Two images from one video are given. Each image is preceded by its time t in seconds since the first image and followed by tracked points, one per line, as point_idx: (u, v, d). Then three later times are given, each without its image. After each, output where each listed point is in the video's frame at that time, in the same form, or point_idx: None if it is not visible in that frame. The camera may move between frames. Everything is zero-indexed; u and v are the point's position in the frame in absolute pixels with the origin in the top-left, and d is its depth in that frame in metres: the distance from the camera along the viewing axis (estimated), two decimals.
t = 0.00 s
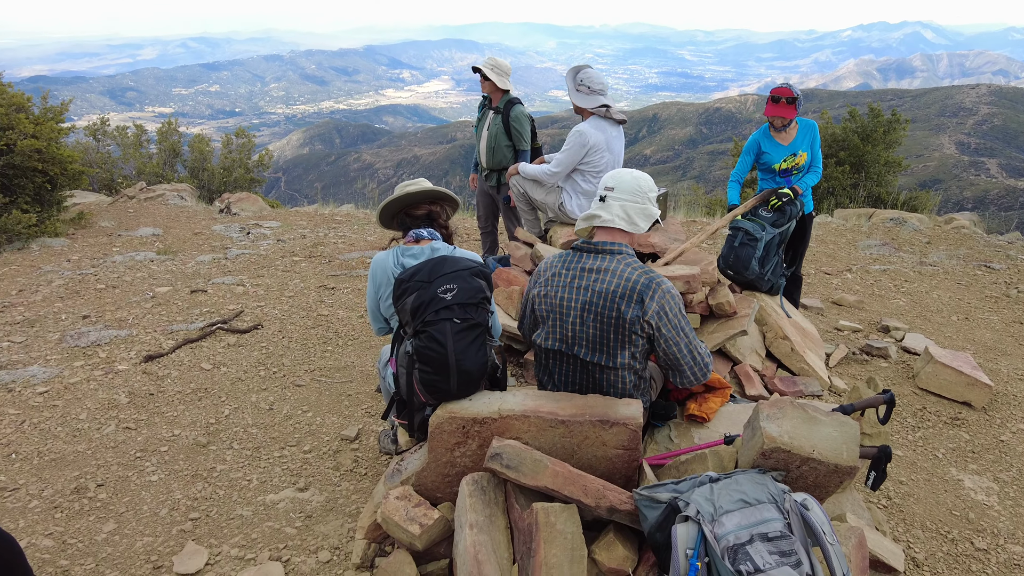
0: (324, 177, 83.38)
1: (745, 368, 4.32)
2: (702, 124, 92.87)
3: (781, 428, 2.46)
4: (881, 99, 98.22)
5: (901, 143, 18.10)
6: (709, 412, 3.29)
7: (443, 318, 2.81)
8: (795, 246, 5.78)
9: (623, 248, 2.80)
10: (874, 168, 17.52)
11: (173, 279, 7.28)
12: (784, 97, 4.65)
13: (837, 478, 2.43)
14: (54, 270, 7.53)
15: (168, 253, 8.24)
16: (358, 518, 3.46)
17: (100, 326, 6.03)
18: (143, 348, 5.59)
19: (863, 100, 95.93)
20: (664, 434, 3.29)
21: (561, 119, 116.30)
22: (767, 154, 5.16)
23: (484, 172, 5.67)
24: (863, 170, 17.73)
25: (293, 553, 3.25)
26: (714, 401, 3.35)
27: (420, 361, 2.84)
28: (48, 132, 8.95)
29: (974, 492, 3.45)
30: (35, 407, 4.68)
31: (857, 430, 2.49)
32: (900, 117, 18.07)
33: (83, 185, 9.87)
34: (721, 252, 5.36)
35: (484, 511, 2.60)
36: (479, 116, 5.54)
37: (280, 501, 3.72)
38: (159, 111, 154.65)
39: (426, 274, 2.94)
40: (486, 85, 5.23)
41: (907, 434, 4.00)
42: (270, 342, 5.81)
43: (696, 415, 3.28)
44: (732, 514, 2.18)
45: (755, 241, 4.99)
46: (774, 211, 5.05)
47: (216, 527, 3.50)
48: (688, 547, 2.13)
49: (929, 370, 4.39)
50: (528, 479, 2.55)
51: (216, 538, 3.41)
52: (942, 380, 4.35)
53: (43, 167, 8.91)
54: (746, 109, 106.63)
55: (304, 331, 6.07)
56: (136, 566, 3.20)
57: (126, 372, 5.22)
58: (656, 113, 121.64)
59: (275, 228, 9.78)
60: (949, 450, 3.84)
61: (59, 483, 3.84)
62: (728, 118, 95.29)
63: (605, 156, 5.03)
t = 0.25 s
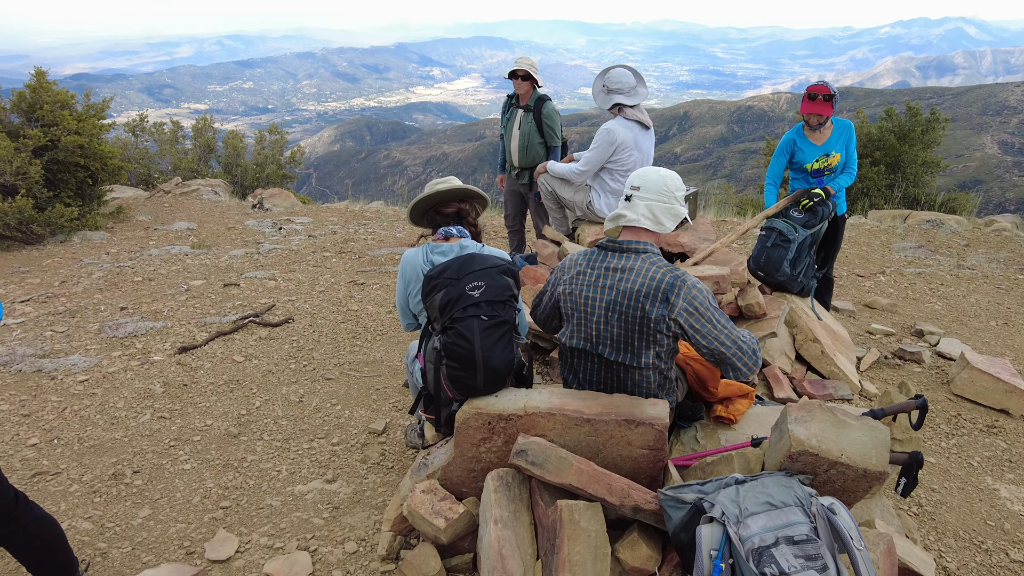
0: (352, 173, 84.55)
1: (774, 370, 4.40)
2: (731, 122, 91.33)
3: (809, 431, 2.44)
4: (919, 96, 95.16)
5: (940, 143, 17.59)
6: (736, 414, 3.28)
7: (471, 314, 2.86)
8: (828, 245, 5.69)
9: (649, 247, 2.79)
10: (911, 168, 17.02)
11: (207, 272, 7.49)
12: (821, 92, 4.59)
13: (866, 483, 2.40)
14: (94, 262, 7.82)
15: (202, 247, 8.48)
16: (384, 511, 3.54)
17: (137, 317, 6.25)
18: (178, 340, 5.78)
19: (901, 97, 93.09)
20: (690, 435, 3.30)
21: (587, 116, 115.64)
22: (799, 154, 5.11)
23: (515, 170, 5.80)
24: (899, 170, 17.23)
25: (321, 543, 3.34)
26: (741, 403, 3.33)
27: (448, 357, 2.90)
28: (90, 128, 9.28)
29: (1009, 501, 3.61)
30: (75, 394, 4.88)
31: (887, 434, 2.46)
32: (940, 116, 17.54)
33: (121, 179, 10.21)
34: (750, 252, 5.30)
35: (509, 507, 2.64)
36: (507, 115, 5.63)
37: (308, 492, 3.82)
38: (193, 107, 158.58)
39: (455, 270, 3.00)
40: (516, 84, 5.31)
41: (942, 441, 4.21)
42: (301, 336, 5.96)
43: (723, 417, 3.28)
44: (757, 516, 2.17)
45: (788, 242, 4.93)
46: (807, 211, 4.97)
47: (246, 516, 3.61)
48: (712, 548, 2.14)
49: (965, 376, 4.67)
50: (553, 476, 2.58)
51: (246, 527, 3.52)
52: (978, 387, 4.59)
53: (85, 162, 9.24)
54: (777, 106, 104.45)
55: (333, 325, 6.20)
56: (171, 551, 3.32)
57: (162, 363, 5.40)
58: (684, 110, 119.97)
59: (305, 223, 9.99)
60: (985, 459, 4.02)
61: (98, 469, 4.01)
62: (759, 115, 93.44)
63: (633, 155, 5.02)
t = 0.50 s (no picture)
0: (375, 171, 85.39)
1: (795, 373, 4.40)
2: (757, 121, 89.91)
3: (828, 434, 2.42)
4: (955, 94, 92.40)
5: (975, 144, 17.10)
6: (755, 416, 3.25)
7: (489, 312, 2.88)
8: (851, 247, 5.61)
9: (669, 249, 2.79)
10: (943, 169, 16.59)
11: (233, 268, 7.66)
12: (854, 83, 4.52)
13: (885, 489, 2.37)
14: (125, 256, 8.05)
15: (228, 243, 8.67)
16: (401, 505, 3.59)
17: (165, 311, 6.42)
18: (203, 333, 5.92)
19: (934, 96, 90.58)
20: (709, 437, 3.25)
21: (610, 115, 114.89)
22: (825, 153, 5.02)
23: (542, 169, 5.87)
24: (931, 171, 16.79)
25: (338, 536, 3.41)
26: (760, 405, 3.29)
27: (467, 355, 2.93)
28: (122, 125, 9.54)
29: None
30: (105, 385, 5.05)
31: (909, 440, 2.41)
32: (975, 116, 17.07)
33: (152, 175, 10.49)
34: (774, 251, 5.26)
35: (523, 504, 2.66)
36: (529, 116, 5.66)
37: (327, 485, 3.90)
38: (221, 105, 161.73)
39: (473, 269, 3.03)
40: (543, 84, 5.37)
41: (969, 449, 4.18)
42: (324, 331, 6.06)
43: (741, 418, 3.26)
44: (772, 519, 2.16)
45: (812, 244, 4.90)
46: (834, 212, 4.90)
47: (266, 507, 3.70)
48: (725, 550, 2.14)
49: (994, 384, 4.64)
50: (567, 474, 2.59)
51: (266, 518, 3.60)
52: (1007, 393, 4.56)
53: (118, 158, 9.51)
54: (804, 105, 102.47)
55: (355, 321, 6.30)
56: (193, 540, 3.42)
57: (188, 355, 5.55)
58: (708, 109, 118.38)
59: (330, 220, 10.15)
60: (1013, 467, 3.98)
61: (125, 458, 4.14)
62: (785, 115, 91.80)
63: (656, 154, 5.00)
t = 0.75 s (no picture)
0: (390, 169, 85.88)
1: (806, 376, 4.41)
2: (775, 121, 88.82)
3: (834, 438, 2.41)
4: (980, 94, 90.36)
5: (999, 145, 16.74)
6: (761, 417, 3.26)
7: (497, 311, 2.91)
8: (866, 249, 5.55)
9: (679, 250, 2.81)
10: (965, 171, 16.27)
11: (249, 264, 7.78)
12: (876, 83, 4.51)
13: (892, 494, 2.36)
14: (144, 252, 8.22)
15: (245, 239, 8.80)
16: (409, 501, 3.64)
17: (182, 306, 6.55)
18: (219, 329, 6.03)
19: (958, 95, 88.75)
20: (716, 438, 3.26)
21: (626, 114, 114.24)
22: (844, 154, 4.96)
23: (562, 168, 5.93)
24: (953, 173, 16.47)
25: (347, 530, 3.46)
26: (766, 408, 3.33)
27: (475, 353, 2.95)
28: (143, 123, 9.73)
29: None
30: (122, 378, 5.17)
31: (915, 445, 2.39)
32: (1000, 116, 16.71)
33: (171, 173, 10.67)
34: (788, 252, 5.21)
35: (528, 502, 2.69)
36: (544, 117, 5.70)
37: (337, 481, 3.96)
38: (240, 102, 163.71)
39: (482, 268, 3.05)
40: (558, 84, 5.45)
41: (983, 455, 4.12)
42: (337, 328, 6.14)
43: (750, 421, 3.24)
44: (776, 522, 2.16)
45: (827, 247, 4.86)
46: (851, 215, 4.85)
47: (276, 501, 3.77)
48: (728, 551, 2.15)
49: (1011, 390, 4.57)
50: (572, 474, 2.62)
51: (277, 512, 3.67)
52: None
53: (138, 155, 9.70)
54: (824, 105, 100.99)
55: (368, 318, 6.37)
56: (205, 531, 3.50)
57: (204, 350, 5.65)
58: (726, 108, 117.14)
59: (345, 218, 10.25)
60: None
61: (140, 451, 4.24)
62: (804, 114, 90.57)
63: (671, 154, 4.98)
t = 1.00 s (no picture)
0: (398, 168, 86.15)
1: (811, 377, 4.43)
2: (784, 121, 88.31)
3: (834, 440, 2.42)
4: (993, 95, 89.35)
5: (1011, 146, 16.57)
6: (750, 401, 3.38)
7: (501, 312, 2.93)
8: (872, 251, 5.54)
9: (680, 251, 2.80)
10: (976, 172, 16.13)
11: (258, 263, 7.85)
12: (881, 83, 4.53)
13: (893, 496, 2.37)
14: (154, 250, 8.31)
15: (254, 238, 8.88)
16: (412, 500, 3.66)
17: (190, 304, 6.62)
18: (227, 327, 6.10)
19: (971, 96, 87.86)
20: (718, 440, 3.25)
21: (634, 114, 113.98)
22: (848, 156, 4.98)
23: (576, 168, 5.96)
24: (964, 174, 16.33)
25: (351, 528, 3.49)
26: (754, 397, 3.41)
27: (479, 353, 2.98)
28: (154, 122, 9.84)
29: None
30: (131, 375, 5.24)
31: (916, 448, 2.39)
32: (1012, 117, 16.54)
33: (181, 172, 10.77)
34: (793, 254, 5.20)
35: (530, 502, 2.71)
36: (559, 117, 5.72)
37: (342, 478, 4.00)
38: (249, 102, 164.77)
39: (486, 269, 3.07)
40: (577, 85, 5.49)
41: (988, 459, 4.10)
42: (344, 326, 6.19)
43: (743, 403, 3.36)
44: (775, 523, 2.17)
45: (831, 245, 4.84)
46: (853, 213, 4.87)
47: (281, 498, 3.81)
48: (727, 552, 2.16)
49: (1019, 394, 4.54)
50: (573, 474, 2.63)
51: (282, 509, 3.71)
52: None
53: (149, 154, 9.81)
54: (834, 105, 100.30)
55: (375, 317, 6.42)
56: (211, 528, 3.55)
57: (212, 348, 5.71)
58: (735, 108, 116.50)
59: (354, 217, 10.32)
60: None
61: (148, 447, 4.30)
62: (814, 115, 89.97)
63: (677, 155, 4.96)
